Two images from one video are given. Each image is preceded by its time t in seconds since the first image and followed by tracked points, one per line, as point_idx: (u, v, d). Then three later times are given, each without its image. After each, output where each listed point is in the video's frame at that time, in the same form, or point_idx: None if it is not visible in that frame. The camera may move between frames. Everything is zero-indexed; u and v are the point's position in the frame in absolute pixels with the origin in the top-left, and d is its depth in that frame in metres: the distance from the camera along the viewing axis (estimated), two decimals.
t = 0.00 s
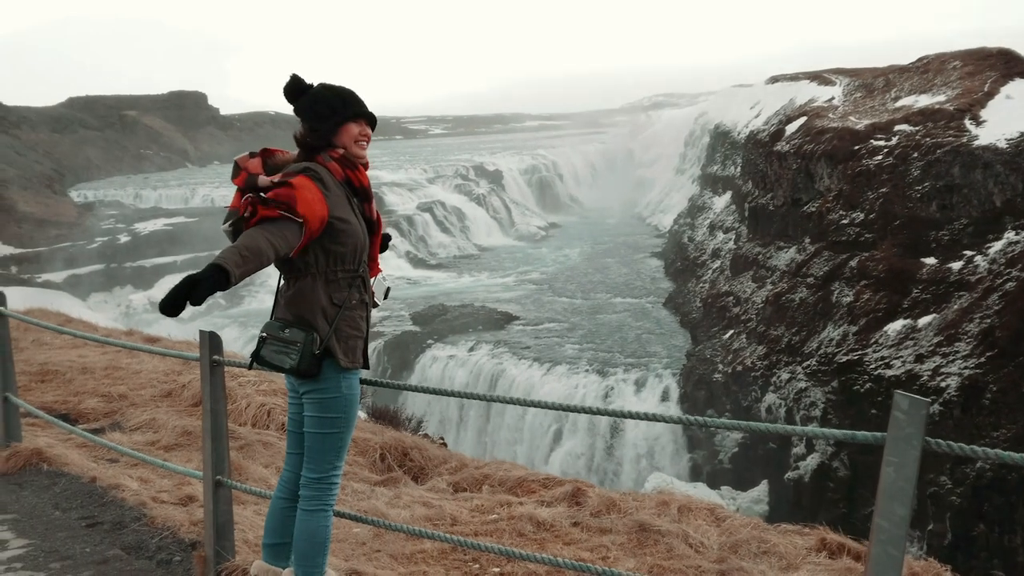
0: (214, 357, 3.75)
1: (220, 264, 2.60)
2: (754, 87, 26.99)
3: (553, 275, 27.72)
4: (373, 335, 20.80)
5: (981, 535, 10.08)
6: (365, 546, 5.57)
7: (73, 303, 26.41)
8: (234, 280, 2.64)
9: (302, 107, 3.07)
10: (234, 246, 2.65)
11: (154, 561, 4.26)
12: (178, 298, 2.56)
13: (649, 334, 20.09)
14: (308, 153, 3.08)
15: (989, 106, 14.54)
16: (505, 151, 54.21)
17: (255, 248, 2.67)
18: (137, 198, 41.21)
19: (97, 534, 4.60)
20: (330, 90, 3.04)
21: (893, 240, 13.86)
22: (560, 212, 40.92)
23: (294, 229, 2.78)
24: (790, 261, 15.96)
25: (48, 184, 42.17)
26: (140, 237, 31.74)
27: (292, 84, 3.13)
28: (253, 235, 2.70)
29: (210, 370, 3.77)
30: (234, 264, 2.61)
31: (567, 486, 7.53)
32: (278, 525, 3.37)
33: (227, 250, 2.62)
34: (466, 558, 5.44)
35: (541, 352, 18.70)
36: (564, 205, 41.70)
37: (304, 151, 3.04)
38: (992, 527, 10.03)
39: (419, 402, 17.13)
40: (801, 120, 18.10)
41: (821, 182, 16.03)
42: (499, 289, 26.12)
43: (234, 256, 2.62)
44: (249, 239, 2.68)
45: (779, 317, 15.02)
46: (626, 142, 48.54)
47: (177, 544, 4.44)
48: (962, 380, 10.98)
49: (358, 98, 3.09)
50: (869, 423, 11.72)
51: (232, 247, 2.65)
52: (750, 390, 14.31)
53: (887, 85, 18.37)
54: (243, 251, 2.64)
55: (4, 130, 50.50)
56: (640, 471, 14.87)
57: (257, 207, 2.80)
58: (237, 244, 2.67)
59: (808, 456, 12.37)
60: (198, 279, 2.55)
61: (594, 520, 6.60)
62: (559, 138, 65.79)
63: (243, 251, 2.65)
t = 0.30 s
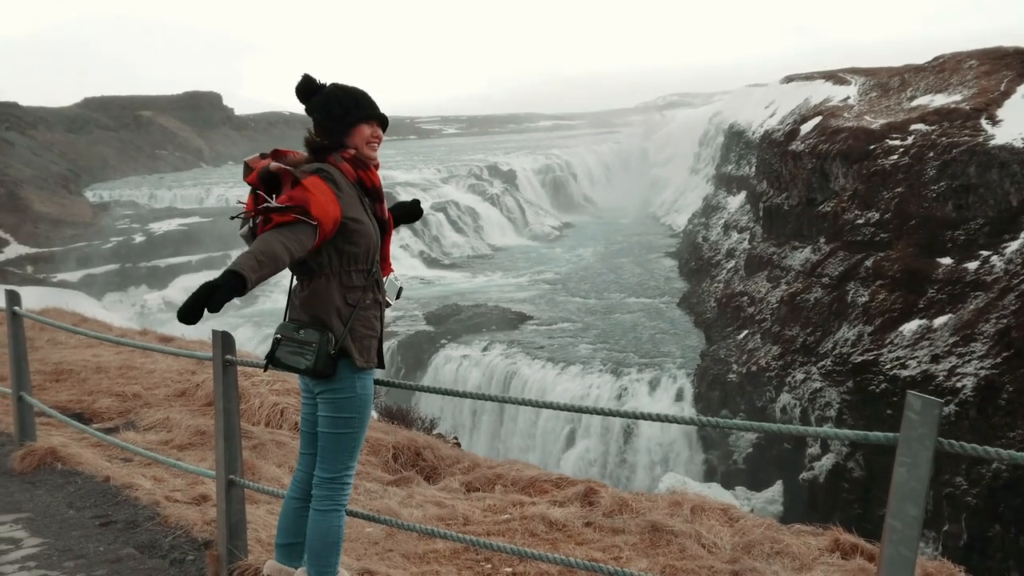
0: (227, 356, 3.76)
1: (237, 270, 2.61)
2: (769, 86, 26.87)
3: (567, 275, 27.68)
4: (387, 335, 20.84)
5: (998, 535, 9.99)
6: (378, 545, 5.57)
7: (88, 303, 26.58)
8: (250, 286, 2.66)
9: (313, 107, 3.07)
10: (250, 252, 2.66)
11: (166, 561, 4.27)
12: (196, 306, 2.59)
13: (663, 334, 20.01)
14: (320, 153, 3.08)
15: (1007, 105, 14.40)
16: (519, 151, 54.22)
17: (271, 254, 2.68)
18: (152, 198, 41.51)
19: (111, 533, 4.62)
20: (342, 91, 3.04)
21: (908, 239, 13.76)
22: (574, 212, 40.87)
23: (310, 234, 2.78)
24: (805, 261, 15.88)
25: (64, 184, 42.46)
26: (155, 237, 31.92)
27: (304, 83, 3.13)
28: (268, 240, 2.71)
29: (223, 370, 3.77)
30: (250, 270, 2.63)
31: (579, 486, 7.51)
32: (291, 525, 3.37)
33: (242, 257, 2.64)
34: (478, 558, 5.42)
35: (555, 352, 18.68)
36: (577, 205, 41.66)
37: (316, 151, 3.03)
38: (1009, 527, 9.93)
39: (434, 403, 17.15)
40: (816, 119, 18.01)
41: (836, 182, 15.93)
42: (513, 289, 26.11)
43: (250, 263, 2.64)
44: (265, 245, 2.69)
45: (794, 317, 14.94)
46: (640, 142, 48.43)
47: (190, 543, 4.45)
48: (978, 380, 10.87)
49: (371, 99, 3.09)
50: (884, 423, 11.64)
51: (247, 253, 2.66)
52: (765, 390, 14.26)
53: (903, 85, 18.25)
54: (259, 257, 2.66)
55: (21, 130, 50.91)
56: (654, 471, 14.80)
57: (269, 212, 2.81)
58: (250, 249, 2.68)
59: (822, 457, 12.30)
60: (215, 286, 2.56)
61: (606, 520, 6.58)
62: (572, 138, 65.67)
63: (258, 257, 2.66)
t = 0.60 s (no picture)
0: (243, 353, 3.79)
1: (263, 274, 2.63)
2: (787, 84, 26.71)
3: (584, 273, 27.64)
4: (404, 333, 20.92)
5: (1017, 535, 9.88)
6: (393, 541, 5.59)
7: (108, 300, 26.81)
8: (278, 290, 2.68)
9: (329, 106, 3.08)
10: (276, 257, 2.68)
11: (183, 556, 4.31)
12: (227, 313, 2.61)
13: (680, 332, 19.94)
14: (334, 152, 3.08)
15: None
16: (536, 150, 54.22)
17: (296, 257, 2.70)
18: (172, 196, 41.83)
19: (128, 528, 4.67)
20: (357, 88, 3.05)
21: (928, 238, 13.64)
22: (590, 210, 40.82)
23: (331, 235, 2.80)
24: (823, 259, 15.78)
25: (84, 182, 42.84)
26: (174, 235, 32.16)
27: (319, 80, 3.14)
28: (291, 244, 2.73)
29: (239, 366, 3.80)
30: (278, 275, 2.65)
31: (594, 483, 7.51)
32: (307, 521, 3.38)
33: (269, 262, 2.65)
34: (493, 554, 5.43)
35: (572, 350, 18.67)
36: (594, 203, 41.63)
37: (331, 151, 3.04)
38: None
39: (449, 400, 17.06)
40: (834, 116, 17.89)
41: (855, 180, 15.81)
42: (529, 287, 26.11)
43: (277, 268, 2.65)
44: (289, 249, 2.71)
45: (812, 315, 14.86)
46: (658, 139, 48.31)
47: (206, 539, 4.49)
48: (997, 379, 10.74)
49: (386, 97, 3.10)
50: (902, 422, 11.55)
51: (274, 258, 2.67)
52: (782, 389, 14.20)
53: (923, 82, 18.10)
54: (286, 262, 2.67)
55: (43, 129, 51.39)
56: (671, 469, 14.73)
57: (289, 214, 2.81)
58: (275, 254, 2.69)
59: (841, 456, 12.21)
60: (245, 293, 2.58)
61: (621, 518, 6.57)
62: (589, 136, 65.54)
63: (284, 262, 2.67)
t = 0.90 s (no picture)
0: (253, 346, 3.79)
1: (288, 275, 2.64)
2: (799, 78, 26.55)
3: (595, 268, 27.59)
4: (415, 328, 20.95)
5: None
6: (403, 535, 5.59)
7: (119, 294, 26.92)
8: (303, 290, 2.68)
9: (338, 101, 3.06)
10: (300, 258, 2.68)
11: (193, 548, 4.33)
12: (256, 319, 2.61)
13: (692, 327, 19.87)
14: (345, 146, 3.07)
15: None
16: (548, 144, 54.15)
17: (318, 257, 2.70)
18: (183, 190, 41.95)
19: (138, 521, 4.69)
20: (366, 81, 3.03)
21: (939, 232, 13.55)
22: (602, 205, 40.72)
23: (349, 230, 2.79)
24: (835, 254, 15.70)
25: (96, 177, 43.02)
26: (185, 229, 32.27)
27: (330, 75, 3.14)
28: (311, 244, 2.72)
29: (250, 360, 3.80)
30: (303, 275, 2.65)
31: (604, 477, 7.50)
32: (317, 513, 3.36)
33: (293, 262, 2.65)
34: (502, 547, 5.43)
35: (583, 344, 18.65)
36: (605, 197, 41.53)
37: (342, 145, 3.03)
38: None
39: (459, 394, 17.00)
40: (846, 111, 17.78)
41: (867, 174, 15.70)
42: (541, 282, 26.08)
43: (302, 267, 2.66)
44: (311, 248, 2.71)
45: (823, 310, 14.80)
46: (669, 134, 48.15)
47: (217, 532, 4.50)
48: (1009, 374, 10.66)
49: (395, 88, 3.09)
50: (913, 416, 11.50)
51: (297, 258, 2.68)
52: (794, 383, 14.15)
53: (935, 77, 17.97)
54: (309, 261, 2.67)
55: (55, 123, 51.62)
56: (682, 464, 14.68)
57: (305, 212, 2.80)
58: (297, 255, 2.69)
59: (852, 450, 12.16)
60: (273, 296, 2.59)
61: (630, 512, 6.56)
62: (600, 131, 65.35)
63: (308, 261, 2.68)
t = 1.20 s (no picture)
0: (261, 342, 3.80)
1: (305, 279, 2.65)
2: (808, 74, 26.45)
3: (604, 265, 27.57)
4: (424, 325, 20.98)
5: None
6: (410, 531, 5.60)
7: (129, 290, 27.02)
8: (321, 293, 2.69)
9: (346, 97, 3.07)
10: (315, 260, 2.68)
11: (202, 544, 4.34)
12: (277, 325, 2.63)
13: (700, 324, 19.83)
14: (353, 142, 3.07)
15: None
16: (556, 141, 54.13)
17: (333, 259, 2.71)
18: (192, 187, 42.08)
19: (147, 516, 4.70)
20: (374, 77, 3.04)
21: (950, 229, 13.48)
22: (610, 202, 40.67)
23: (360, 229, 2.80)
24: (845, 250, 15.65)
25: (106, 174, 43.18)
26: (195, 226, 32.36)
27: (336, 71, 3.14)
28: (325, 246, 2.73)
29: (258, 356, 3.81)
30: (320, 278, 2.66)
31: (612, 474, 7.49)
32: (326, 508, 3.36)
33: (309, 265, 2.66)
34: (510, 544, 5.43)
35: (592, 341, 18.64)
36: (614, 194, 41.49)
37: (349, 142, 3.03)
38: None
39: (467, 391, 16.97)
40: (856, 108, 17.69)
41: (877, 171, 15.62)
42: (549, 279, 26.07)
43: (318, 271, 2.66)
44: (324, 249, 2.71)
45: (833, 308, 14.75)
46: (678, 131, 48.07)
47: (225, 528, 4.52)
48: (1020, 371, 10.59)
49: (403, 85, 3.09)
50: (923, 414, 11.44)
51: (312, 260, 2.68)
52: (803, 381, 14.13)
53: (945, 73, 17.87)
54: (325, 264, 2.68)
55: (65, 119, 51.78)
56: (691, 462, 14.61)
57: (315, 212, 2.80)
58: (311, 257, 2.69)
59: (862, 448, 12.13)
60: (292, 300, 2.60)
61: (638, 508, 6.56)
62: (608, 127, 65.25)
63: (324, 263, 2.68)
